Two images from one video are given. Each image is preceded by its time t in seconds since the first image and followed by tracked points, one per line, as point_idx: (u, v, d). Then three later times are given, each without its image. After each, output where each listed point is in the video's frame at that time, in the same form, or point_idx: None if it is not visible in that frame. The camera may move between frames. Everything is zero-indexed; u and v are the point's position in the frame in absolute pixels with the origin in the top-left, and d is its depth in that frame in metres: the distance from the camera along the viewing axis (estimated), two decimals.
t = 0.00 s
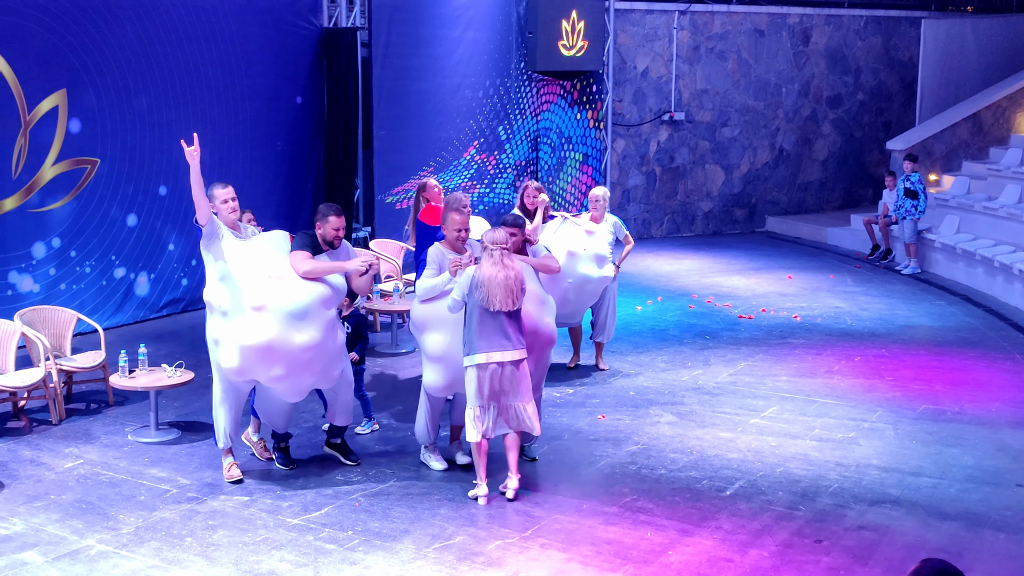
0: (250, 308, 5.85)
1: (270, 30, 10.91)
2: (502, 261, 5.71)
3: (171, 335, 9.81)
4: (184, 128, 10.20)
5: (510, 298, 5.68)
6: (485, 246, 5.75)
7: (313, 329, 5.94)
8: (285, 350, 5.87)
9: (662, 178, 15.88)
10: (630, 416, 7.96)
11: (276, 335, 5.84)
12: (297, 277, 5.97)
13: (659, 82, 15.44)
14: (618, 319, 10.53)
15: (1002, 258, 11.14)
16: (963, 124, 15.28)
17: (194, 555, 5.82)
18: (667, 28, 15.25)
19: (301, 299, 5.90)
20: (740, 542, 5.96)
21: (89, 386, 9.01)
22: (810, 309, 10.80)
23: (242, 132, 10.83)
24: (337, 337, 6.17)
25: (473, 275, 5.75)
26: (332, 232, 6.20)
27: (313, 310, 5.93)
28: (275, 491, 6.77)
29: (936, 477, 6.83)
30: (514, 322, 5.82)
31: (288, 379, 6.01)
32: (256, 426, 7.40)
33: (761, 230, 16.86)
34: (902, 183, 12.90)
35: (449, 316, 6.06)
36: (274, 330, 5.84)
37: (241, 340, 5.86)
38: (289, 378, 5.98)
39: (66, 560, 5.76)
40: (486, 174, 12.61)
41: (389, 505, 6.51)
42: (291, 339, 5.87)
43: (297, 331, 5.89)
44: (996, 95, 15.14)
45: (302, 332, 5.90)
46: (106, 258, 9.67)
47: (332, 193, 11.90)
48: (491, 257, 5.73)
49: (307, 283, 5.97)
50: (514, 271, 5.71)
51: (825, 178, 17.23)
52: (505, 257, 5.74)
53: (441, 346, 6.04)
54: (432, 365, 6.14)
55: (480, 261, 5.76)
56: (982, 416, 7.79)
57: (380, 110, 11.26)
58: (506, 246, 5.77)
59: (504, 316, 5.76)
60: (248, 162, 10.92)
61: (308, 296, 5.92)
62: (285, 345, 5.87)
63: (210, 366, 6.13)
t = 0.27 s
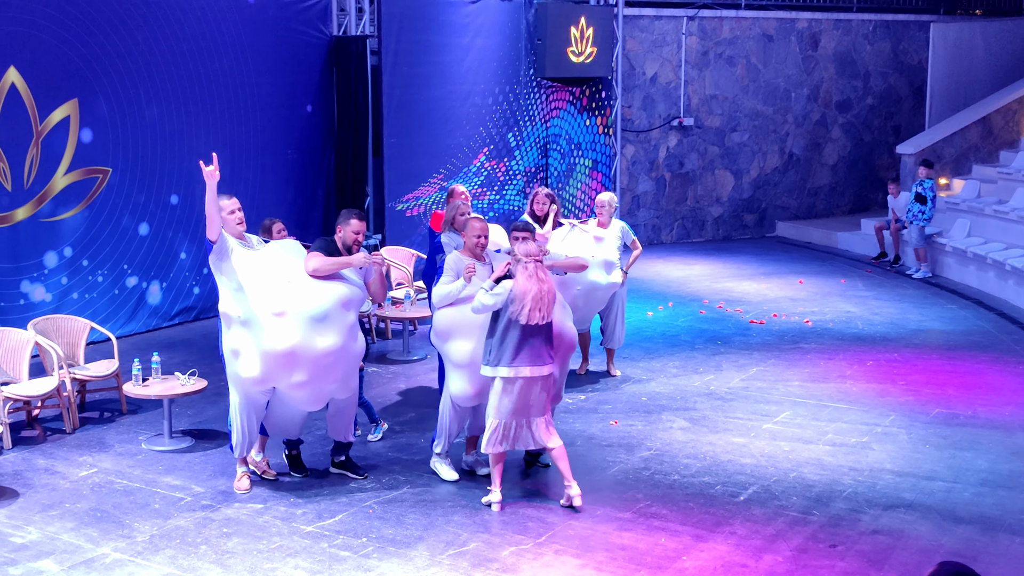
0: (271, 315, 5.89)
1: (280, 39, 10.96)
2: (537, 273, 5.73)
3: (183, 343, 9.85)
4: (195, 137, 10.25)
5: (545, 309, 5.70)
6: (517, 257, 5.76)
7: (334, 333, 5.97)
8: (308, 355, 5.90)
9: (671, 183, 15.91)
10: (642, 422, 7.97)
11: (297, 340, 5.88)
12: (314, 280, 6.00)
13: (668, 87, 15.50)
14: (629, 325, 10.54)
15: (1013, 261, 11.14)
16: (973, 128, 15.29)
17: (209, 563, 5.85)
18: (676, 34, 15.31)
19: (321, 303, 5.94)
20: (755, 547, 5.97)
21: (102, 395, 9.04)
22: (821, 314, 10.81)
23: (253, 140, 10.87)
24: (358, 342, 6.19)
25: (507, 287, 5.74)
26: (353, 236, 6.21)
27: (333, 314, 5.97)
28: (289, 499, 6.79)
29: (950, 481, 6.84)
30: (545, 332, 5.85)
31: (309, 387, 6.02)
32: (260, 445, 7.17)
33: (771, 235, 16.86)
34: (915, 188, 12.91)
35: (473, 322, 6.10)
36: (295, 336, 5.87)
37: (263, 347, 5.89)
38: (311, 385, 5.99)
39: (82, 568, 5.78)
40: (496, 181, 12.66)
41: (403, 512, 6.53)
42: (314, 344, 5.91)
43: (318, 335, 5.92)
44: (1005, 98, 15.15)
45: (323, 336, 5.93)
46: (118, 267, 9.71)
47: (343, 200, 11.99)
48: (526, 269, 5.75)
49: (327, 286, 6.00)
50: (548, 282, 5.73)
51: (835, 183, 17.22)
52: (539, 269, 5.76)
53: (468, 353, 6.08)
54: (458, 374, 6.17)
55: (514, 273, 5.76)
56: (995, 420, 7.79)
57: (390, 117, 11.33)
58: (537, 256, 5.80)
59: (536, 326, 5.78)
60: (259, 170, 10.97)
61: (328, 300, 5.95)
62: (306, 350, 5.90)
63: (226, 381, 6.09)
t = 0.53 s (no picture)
0: (288, 322, 5.94)
1: (292, 50, 11.02)
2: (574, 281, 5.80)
3: (198, 354, 9.89)
4: (209, 149, 10.30)
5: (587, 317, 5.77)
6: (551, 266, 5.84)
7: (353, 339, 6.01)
8: (327, 361, 5.94)
9: (684, 191, 15.93)
10: (657, 430, 7.98)
11: (315, 347, 5.93)
12: (328, 284, 6.02)
13: (680, 95, 15.54)
14: (642, 333, 10.55)
15: None
16: (986, 133, 15.29)
17: (226, 572, 5.87)
18: (687, 42, 15.37)
19: (338, 309, 5.97)
20: (771, 553, 5.97)
21: (117, 406, 9.08)
22: (835, 320, 10.80)
23: (266, 151, 10.93)
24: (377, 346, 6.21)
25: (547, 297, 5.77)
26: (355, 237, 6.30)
27: (351, 319, 6.00)
28: (305, 507, 6.81)
29: (967, 486, 6.82)
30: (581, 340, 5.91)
31: (330, 393, 6.05)
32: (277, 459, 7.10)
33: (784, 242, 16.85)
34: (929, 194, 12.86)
35: (499, 335, 6.06)
36: (313, 343, 5.93)
37: (282, 356, 5.93)
38: (332, 391, 6.02)
39: None
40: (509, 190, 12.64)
41: (418, 520, 6.55)
42: (332, 350, 5.95)
43: (336, 341, 5.97)
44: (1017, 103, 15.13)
45: (342, 342, 5.97)
46: (133, 278, 9.76)
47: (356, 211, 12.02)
48: (563, 278, 5.81)
49: (343, 291, 6.01)
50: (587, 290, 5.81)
51: (848, 189, 17.20)
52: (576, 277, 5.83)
53: (494, 366, 6.04)
54: (481, 387, 6.11)
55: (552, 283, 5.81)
56: (1011, 425, 7.77)
57: (403, 127, 11.36)
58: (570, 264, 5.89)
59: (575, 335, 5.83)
60: (272, 181, 11.03)
61: (345, 305, 5.98)
62: (325, 356, 5.94)
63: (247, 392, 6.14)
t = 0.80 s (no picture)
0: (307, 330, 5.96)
1: (309, 55, 11.07)
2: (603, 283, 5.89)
3: (216, 359, 9.94)
4: (227, 154, 10.35)
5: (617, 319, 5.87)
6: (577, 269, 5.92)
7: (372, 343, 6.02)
8: (348, 368, 5.95)
9: (701, 193, 15.91)
10: (675, 433, 7.96)
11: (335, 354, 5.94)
12: (345, 291, 6.04)
13: (697, 97, 15.54)
14: (660, 336, 10.53)
15: None
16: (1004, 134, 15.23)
17: None
18: (703, 44, 15.38)
19: (356, 315, 5.98)
20: (790, 556, 5.95)
21: (136, 411, 9.13)
22: (853, 322, 10.76)
23: (283, 157, 10.98)
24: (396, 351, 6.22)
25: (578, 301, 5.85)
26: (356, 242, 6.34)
27: (370, 324, 6.01)
28: (323, 511, 6.83)
29: (987, 489, 6.78)
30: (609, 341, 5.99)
31: (351, 399, 6.05)
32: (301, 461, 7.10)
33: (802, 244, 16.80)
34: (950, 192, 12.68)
35: (524, 343, 6.02)
36: (333, 350, 5.94)
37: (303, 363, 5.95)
38: (353, 397, 6.02)
39: None
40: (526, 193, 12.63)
41: (436, 524, 6.55)
42: (352, 356, 5.96)
43: (356, 347, 5.98)
44: None
45: (361, 347, 5.98)
46: (152, 284, 9.82)
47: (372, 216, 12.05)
48: (590, 280, 5.91)
49: (361, 297, 6.03)
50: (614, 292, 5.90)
51: (866, 191, 17.13)
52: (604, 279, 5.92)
53: (520, 375, 6.00)
54: (507, 396, 6.07)
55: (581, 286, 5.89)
56: None
57: (419, 131, 11.39)
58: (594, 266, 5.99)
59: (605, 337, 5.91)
60: (289, 186, 11.07)
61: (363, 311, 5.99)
62: (345, 362, 5.95)
63: (268, 400, 6.16)
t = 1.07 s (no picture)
0: (311, 327, 5.93)
1: (320, 50, 11.07)
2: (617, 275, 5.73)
3: (227, 354, 9.94)
4: (238, 149, 10.35)
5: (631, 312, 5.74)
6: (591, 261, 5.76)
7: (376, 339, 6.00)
8: (352, 364, 5.93)
9: (714, 189, 15.83)
10: (685, 428, 7.91)
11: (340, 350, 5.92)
12: (348, 288, 6.01)
13: (710, 92, 15.46)
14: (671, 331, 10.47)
15: None
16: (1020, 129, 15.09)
17: (253, 571, 5.87)
18: (716, 38, 15.29)
19: (359, 311, 5.97)
20: (800, 552, 5.89)
21: (147, 406, 9.13)
22: (866, 318, 10.67)
23: (294, 151, 10.97)
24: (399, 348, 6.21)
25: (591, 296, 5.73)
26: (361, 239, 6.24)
27: (373, 320, 6.00)
28: (332, 506, 6.81)
29: (1000, 485, 6.71)
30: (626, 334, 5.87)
31: (356, 396, 6.02)
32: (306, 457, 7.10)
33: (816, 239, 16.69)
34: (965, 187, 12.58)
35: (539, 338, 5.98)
36: (338, 345, 5.92)
37: (307, 360, 5.92)
38: (358, 393, 6.00)
39: None
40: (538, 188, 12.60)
41: (445, 519, 6.52)
42: (357, 352, 5.94)
43: (360, 343, 5.96)
44: None
45: (365, 343, 5.96)
46: (163, 279, 9.83)
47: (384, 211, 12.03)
48: (605, 274, 5.74)
49: (364, 294, 6.01)
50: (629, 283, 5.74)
51: (880, 186, 17.02)
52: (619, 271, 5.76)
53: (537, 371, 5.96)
54: (524, 392, 6.03)
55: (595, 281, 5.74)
56: None
57: (431, 126, 11.37)
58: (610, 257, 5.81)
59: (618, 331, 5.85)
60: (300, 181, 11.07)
61: (367, 308, 5.99)
62: (350, 359, 5.93)
63: (274, 398, 6.15)
